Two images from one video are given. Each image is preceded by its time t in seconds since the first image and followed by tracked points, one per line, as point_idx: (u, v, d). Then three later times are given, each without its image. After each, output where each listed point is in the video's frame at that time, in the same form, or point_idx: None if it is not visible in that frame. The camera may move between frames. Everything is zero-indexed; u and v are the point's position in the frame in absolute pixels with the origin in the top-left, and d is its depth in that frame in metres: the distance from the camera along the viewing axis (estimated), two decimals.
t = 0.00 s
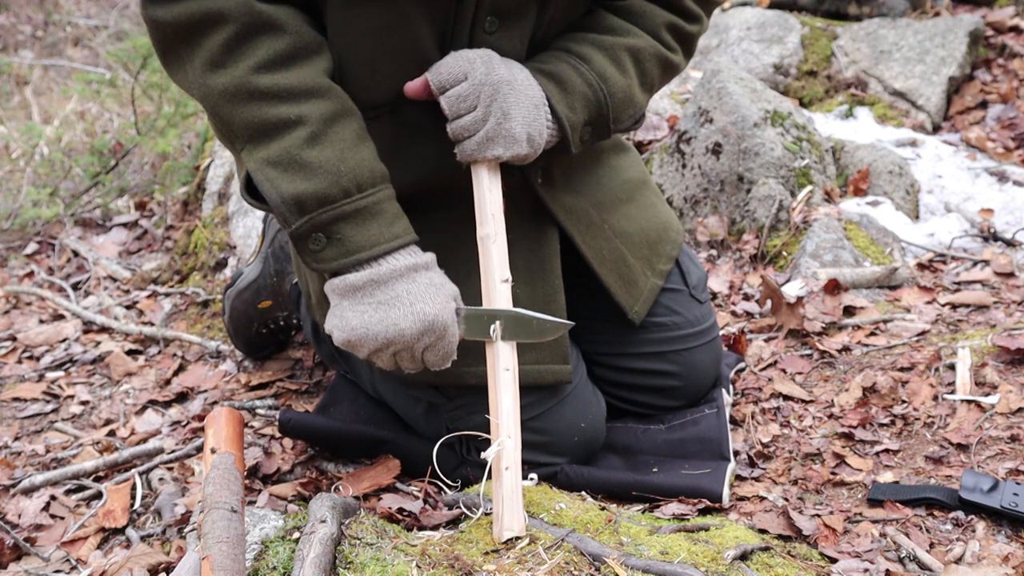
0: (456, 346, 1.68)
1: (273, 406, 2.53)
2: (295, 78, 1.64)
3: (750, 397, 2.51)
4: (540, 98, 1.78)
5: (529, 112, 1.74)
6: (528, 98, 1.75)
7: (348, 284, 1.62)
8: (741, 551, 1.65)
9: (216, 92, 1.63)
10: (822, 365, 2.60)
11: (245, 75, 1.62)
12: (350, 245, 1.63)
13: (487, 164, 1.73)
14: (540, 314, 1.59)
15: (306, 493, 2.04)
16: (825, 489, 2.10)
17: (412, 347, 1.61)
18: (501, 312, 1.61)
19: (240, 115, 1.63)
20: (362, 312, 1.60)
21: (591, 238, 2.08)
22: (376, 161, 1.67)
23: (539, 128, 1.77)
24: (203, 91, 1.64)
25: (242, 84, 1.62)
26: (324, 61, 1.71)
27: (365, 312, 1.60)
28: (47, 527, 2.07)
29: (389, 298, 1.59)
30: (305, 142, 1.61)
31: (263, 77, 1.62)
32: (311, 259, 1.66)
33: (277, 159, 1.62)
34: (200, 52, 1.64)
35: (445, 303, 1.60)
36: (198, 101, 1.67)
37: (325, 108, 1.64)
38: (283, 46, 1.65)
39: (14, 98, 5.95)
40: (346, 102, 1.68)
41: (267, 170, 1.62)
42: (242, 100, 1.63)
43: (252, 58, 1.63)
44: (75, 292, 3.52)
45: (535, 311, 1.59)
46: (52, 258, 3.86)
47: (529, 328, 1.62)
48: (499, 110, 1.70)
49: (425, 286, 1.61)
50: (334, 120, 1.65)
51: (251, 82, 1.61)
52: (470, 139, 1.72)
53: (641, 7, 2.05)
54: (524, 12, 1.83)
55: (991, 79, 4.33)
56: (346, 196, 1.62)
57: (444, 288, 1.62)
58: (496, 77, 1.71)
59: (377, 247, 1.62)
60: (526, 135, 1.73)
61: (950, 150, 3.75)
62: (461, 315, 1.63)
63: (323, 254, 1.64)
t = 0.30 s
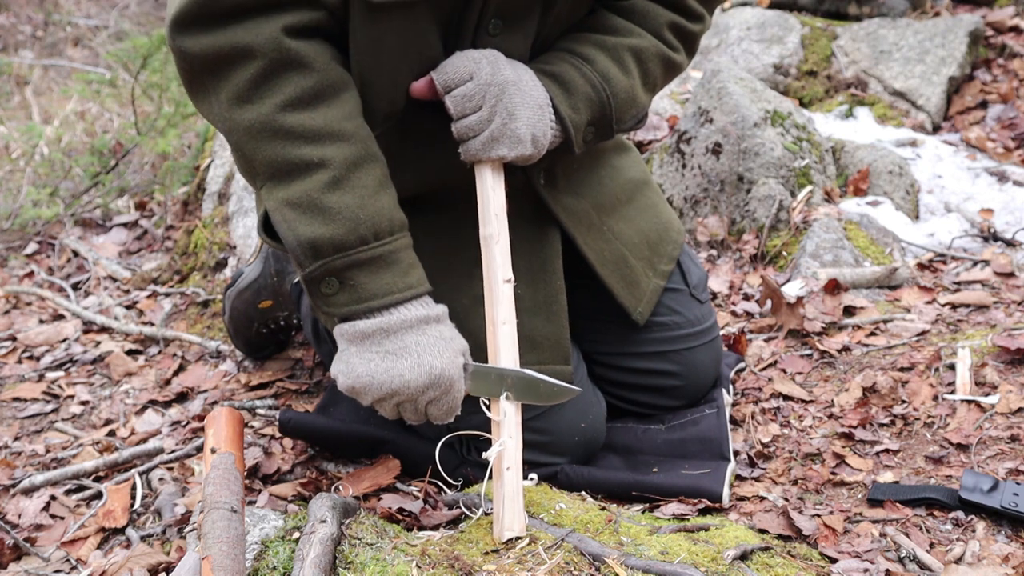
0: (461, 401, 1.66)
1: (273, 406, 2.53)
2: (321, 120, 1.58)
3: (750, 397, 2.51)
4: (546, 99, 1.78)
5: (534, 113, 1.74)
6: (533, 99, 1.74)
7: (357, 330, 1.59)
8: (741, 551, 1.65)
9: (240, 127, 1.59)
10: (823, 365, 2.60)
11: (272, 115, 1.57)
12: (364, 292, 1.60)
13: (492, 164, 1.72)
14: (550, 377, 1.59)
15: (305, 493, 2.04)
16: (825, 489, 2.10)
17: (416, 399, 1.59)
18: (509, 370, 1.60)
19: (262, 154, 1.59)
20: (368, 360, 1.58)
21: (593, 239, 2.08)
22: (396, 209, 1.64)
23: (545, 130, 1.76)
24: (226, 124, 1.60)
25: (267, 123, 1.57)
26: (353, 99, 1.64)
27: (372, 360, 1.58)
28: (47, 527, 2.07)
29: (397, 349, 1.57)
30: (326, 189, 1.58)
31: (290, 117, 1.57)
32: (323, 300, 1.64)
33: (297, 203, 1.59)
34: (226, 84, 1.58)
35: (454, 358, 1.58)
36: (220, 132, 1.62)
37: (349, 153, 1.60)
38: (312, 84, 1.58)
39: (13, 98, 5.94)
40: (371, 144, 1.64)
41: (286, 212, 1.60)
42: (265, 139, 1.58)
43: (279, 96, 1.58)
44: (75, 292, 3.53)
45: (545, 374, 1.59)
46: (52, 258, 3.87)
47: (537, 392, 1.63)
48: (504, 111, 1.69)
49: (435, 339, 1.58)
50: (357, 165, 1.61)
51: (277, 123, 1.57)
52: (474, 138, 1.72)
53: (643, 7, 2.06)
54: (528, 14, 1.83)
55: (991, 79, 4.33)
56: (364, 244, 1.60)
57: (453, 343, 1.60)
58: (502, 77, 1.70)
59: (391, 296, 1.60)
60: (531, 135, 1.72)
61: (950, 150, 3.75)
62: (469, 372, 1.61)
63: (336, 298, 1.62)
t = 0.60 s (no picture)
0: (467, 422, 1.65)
1: (273, 406, 2.53)
2: (335, 137, 1.59)
3: (750, 397, 2.51)
4: (550, 99, 1.78)
5: (538, 113, 1.74)
6: (537, 99, 1.74)
7: (364, 350, 1.60)
8: (741, 551, 1.65)
9: (254, 141, 1.60)
10: (823, 365, 2.60)
11: (285, 129, 1.58)
12: (372, 311, 1.60)
13: (495, 164, 1.72)
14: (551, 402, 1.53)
15: (305, 493, 2.04)
16: (825, 489, 2.10)
17: (420, 421, 1.58)
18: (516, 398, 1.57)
19: (275, 169, 1.60)
20: (374, 380, 1.58)
21: (595, 239, 2.08)
22: (407, 229, 1.64)
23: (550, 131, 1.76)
24: (241, 138, 1.61)
25: (281, 138, 1.58)
26: (366, 116, 1.65)
27: (378, 380, 1.58)
28: (47, 527, 2.07)
29: (403, 369, 1.57)
30: (338, 206, 1.58)
31: (303, 132, 1.58)
32: (330, 318, 1.64)
33: (308, 220, 1.59)
34: (242, 98, 1.59)
35: (459, 380, 1.57)
36: (235, 145, 1.63)
37: (361, 171, 1.60)
38: (326, 99, 1.59)
39: (13, 98, 5.94)
40: (383, 163, 1.64)
41: (297, 228, 1.60)
42: (279, 154, 1.59)
43: (293, 110, 1.58)
44: (75, 292, 3.53)
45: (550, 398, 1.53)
46: (52, 258, 3.87)
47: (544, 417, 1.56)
48: (509, 110, 1.69)
49: (441, 360, 1.58)
50: (369, 183, 1.61)
51: (290, 138, 1.58)
52: (479, 138, 1.71)
53: (646, 6, 2.06)
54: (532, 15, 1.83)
55: (991, 79, 4.33)
56: (373, 263, 1.60)
57: (459, 366, 1.60)
58: (508, 77, 1.70)
59: (398, 317, 1.60)
60: (536, 135, 1.73)
61: (950, 150, 3.75)
62: (474, 395, 1.61)
63: (344, 316, 1.62)
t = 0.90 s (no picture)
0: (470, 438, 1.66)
1: (273, 406, 2.53)
2: (344, 146, 1.59)
3: (750, 397, 2.51)
4: (551, 99, 1.78)
5: (541, 113, 1.74)
6: (540, 99, 1.74)
7: (368, 363, 1.60)
8: (741, 551, 1.65)
9: (263, 149, 1.59)
10: (823, 365, 2.60)
11: (295, 138, 1.57)
12: (376, 323, 1.60)
13: (498, 164, 1.72)
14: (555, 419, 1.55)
15: (305, 493, 2.04)
16: (825, 489, 2.10)
17: (423, 436, 1.58)
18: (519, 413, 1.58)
19: (284, 177, 1.59)
20: (378, 395, 1.58)
21: (596, 239, 2.08)
22: (414, 241, 1.64)
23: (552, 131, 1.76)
24: (251, 145, 1.60)
25: (291, 146, 1.57)
26: (376, 126, 1.64)
27: (382, 394, 1.58)
28: (47, 527, 2.07)
29: (406, 384, 1.57)
30: (346, 217, 1.58)
31: (313, 141, 1.58)
32: (334, 329, 1.63)
33: (315, 230, 1.58)
34: (253, 105, 1.59)
35: (463, 396, 1.57)
36: (244, 152, 1.63)
37: (370, 182, 1.60)
38: (336, 109, 1.59)
39: (14, 98, 5.94)
40: (391, 174, 1.64)
41: (304, 238, 1.59)
42: (287, 163, 1.59)
43: (304, 119, 1.58)
44: (75, 292, 3.53)
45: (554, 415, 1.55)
46: (52, 258, 3.87)
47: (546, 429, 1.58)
48: (511, 110, 1.69)
49: (445, 375, 1.58)
50: (377, 195, 1.61)
51: (300, 147, 1.57)
52: (481, 138, 1.71)
53: (646, 6, 2.06)
54: (532, 15, 1.83)
55: (991, 79, 4.33)
56: (379, 275, 1.60)
57: (463, 380, 1.59)
58: (511, 77, 1.71)
59: (403, 330, 1.59)
60: (538, 135, 1.73)
61: (950, 150, 3.75)
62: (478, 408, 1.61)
63: (348, 327, 1.61)
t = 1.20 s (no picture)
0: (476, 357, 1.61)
1: (273, 406, 2.53)
2: (307, 99, 1.58)
3: (750, 397, 2.51)
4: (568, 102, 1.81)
5: (564, 116, 1.78)
6: (564, 102, 1.78)
7: (363, 297, 1.56)
8: (741, 551, 1.65)
9: (230, 115, 1.60)
10: (823, 365, 2.60)
11: (258, 98, 1.57)
12: (364, 259, 1.56)
13: (518, 162, 1.71)
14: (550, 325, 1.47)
15: (306, 493, 2.04)
16: (825, 489, 2.10)
17: (428, 358, 1.55)
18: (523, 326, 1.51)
19: (254, 137, 1.59)
20: (376, 326, 1.54)
21: (595, 238, 2.08)
22: (390, 176, 1.60)
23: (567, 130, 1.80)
24: (219, 115, 1.62)
25: (254, 108, 1.57)
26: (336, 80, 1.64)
27: (381, 325, 1.53)
28: (47, 527, 2.07)
29: (404, 312, 1.52)
30: (317, 165, 1.56)
31: (275, 99, 1.57)
32: (327, 274, 1.61)
33: (289, 180, 1.57)
34: (214, 76, 1.61)
35: (462, 315, 1.53)
36: (216, 126, 1.65)
37: (337, 127, 1.58)
38: (293, 66, 1.59)
39: (13, 98, 5.94)
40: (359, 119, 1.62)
41: (281, 190, 1.58)
42: (255, 123, 1.58)
43: (264, 81, 1.58)
44: (75, 292, 3.53)
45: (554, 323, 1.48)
46: (52, 258, 3.87)
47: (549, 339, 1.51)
48: (544, 111, 1.72)
49: (442, 296, 1.54)
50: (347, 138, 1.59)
51: (264, 105, 1.57)
52: (509, 135, 1.69)
53: (647, 11, 2.05)
54: (535, 13, 1.83)
55: (991, 79, 4.33)
56: (359, 214, 1.56)
57: (461, 299, 1.55)
58: (542, 78, 1.73)
59: (391, 263, 1.55)
60: (561, 137, 1.76)
61: (950, 150, 3.75)
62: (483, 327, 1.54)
63: (339, 269, 1.58)
